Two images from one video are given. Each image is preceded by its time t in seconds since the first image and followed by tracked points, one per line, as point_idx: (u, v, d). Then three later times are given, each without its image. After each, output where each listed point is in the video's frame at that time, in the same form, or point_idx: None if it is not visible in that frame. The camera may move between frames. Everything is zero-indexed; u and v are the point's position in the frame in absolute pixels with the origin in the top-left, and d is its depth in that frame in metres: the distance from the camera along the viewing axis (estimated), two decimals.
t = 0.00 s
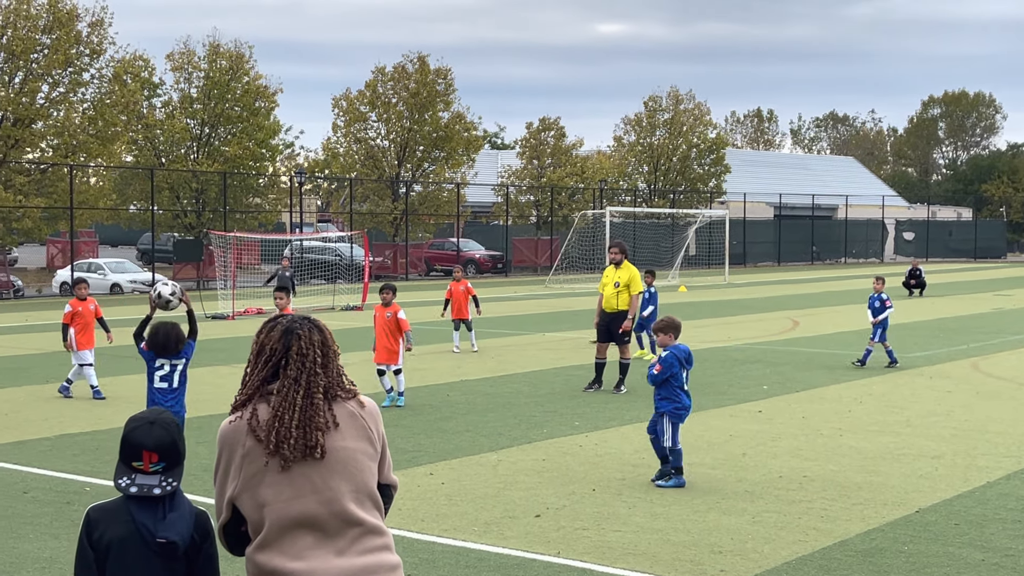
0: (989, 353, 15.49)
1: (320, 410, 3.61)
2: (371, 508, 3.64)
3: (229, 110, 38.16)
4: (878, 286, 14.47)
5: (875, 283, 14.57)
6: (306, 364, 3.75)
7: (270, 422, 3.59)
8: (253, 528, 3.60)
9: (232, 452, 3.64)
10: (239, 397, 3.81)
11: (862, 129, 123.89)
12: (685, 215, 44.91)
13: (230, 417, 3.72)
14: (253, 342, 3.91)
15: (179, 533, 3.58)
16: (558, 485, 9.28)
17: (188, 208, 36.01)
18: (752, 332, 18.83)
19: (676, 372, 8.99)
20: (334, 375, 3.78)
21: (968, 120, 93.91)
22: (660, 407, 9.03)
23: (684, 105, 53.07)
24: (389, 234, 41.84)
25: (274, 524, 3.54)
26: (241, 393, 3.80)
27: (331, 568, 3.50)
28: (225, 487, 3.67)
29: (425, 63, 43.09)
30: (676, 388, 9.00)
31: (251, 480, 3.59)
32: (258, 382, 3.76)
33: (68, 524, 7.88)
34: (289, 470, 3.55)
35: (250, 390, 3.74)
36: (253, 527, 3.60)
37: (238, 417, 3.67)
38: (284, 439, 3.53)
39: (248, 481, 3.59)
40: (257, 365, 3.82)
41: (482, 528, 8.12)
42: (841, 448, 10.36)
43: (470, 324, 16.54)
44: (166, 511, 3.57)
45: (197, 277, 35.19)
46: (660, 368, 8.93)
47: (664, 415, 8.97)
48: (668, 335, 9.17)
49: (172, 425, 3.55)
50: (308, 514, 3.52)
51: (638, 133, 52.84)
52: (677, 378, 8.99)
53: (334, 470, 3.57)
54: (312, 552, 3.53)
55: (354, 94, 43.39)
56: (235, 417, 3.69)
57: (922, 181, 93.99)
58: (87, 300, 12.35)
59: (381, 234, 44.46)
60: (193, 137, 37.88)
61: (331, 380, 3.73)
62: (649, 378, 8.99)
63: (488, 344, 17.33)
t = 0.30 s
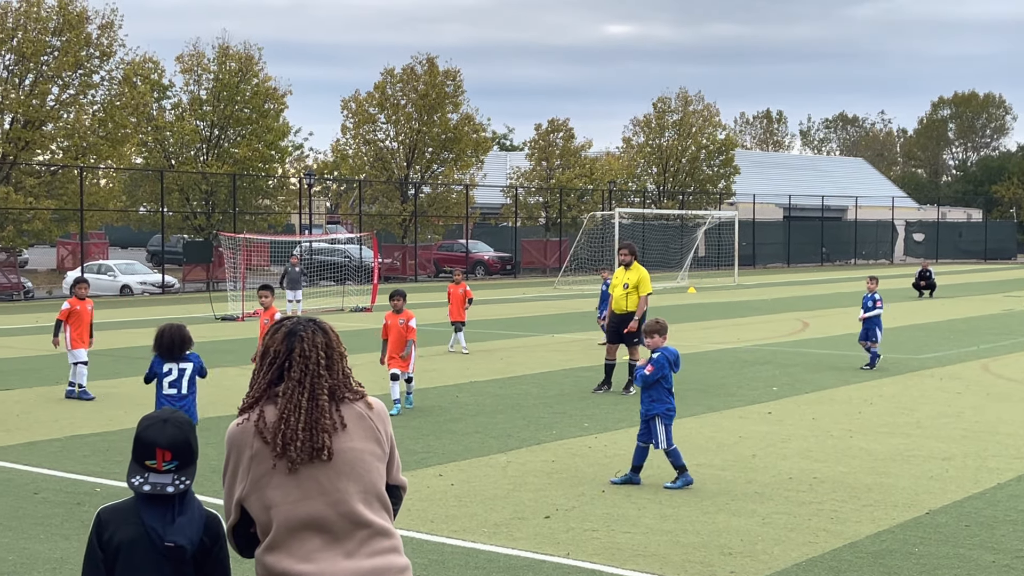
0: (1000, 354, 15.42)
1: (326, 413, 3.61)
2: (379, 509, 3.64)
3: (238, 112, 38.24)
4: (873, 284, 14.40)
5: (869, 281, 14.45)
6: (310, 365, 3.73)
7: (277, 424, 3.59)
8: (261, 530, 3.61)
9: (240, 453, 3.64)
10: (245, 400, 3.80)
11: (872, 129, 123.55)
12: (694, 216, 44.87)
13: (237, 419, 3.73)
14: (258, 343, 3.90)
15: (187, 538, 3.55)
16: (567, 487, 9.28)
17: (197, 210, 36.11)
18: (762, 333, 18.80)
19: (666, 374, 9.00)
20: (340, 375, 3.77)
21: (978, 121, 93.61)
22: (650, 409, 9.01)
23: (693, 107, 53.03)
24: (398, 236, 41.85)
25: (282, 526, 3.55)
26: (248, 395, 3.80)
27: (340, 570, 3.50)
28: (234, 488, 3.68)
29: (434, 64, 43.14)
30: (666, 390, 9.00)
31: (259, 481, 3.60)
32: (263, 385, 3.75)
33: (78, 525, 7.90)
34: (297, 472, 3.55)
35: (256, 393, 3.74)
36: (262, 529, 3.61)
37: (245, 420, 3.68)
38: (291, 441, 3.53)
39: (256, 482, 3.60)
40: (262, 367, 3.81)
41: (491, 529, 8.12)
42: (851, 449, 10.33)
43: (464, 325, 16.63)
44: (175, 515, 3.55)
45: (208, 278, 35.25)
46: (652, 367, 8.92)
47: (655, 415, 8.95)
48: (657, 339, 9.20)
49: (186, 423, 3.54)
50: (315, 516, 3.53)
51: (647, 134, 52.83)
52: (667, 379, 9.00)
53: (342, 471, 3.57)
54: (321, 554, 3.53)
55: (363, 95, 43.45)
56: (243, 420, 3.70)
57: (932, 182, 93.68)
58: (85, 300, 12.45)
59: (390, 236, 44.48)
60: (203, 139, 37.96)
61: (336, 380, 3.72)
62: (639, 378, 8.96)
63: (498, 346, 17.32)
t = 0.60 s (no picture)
0: (1010, 356, 15.38)
1: (331, 414, 3.61)
2: (385, 511, 3.64)
3: (247, 114, 38.30)
4: (862, 288, 14.56)
5: (857, 286, 14.63)
6: (315, 367, 3.73)
7: (282, 425, 3.59)
8: (267, 532, 3.61)
9: (246, 455, 3.65)
10: (251, 401, 3.81)
11: (880, 130, 123.37)
12: (702, 219, 44.82)
13: (244, 421, 3.73)
14: (265, 345, 3.91)
15: (193, 545, 3.55)
16: (575, 489, 9.28)
17: (206, 212, 36.16)
18: (771, 335, 18.77)
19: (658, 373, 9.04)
20: (345, 377, 3.76)
21: (987, 123, 93.34)
22: (641, 407, 9.03)
23: (701, 109, 52.99)
24: (406, 238, 41.86)
25: (288, 527, 3.55)
26: (255, 396, 3.80)
27: (346, 571, 3.50)
28: (240, 490, 3.68)
29: (442, 67, 43.19)
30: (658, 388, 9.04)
31: (265, 483, 3.61)
32: (269, 386, 3.76)
33: (87, 526, 7.93)
34: (302, 474, 3.55)
35: (262, 394, 3.75)
36: (268, 530, 3.61)
37: (251, 421, 3.68)
38: (297, 443, 3.53)
39: (262, 484, 3.61)
40: (268, 368, 3.82)
41: (499, 532, 8.12)
42: (860, 452, 10.31)
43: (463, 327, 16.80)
44: (182, 520, 3.54)
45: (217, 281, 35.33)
46: (647, 366, 8.95)
47: (649, 414, 8.98)
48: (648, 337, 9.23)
49: (196, 424, 3.54)
50: (321, 518, 3.53)
51: (655, 136, 52.84)
52: (660, 378, 9.05)
53: (347, 473, 3.57)
54: (327, 555, 3.53)
55: (371, 98, 43.52)
56: (249, 421, 3.71)
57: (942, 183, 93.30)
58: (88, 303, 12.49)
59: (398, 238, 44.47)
60: (212, 142, 38.03)
61: (342, 382, 3.73)
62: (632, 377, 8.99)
63: (506, 348, 17.32)
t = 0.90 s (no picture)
0: (1018, 359, 15.34)
1: (336, 419, 3.61)
2: (390, 514, 3.63)
3: (255, 117, 38.35)
4: (852, 284, 14.56)
5: (848, 281, 14.63)
6: (319, 373, 3.73)
7: (287, 431, 3.59)
8: (272, 536, 3.61)
9: (251, 460, 3.65)
10: (255, 407, 3.81)
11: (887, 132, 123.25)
12: (710, 221, 44.80)
13: (248, 426, 3.73)
14: (268, 350, 3.90)
15: (197, 551, 3.54)
16: (583, 492, 9.27)
17: (214, 215, 36.22)
18: (780, 338, 18.75)
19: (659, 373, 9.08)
20: (349, 382, 3.76)
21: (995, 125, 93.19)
22: (644, 408, 9.03)
23: (709, 111, 52.97)
24: (414, 242, 41.83)
25: (293, 532, 3.54)
26: (259, 402, 3.80)
27: None
28: (245, 495, 3.68)
29: (449, 70, 43.23)
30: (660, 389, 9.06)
31: (270, 488, 3.60)
32: (273, 392, 3.75)
33: (95, 530, 7.93)
34: (307, 480, 3.55)
35: (266, 400, 3.75)
36: (273, 535, 3.61)
37: (256, 427, 3.68)
38: (301, 449, 3.53)
39: (267, 489, 3.61)
40: (272, 374, 3.82)
41: (507, 535, 8.11)
42: (868, 455, 10.30)
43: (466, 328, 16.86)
44: (186, 527, 3.53)
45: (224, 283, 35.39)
46: (650, 367, 8.99)
47: (651, 414, 8.97)
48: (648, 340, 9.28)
49: (202, 429, 3.55)
50: (326, 522, 3.52)
51: (662, 139, 52.86)
52: (662, 380, 9.09)
53: (352, 477, 3.56)
54: (332, 560, 3.52)
55: (378, 101, 43.59)
56: (253, 426, 3.70)
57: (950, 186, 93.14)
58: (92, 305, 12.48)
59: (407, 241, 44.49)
60: (220, 145, 38.11)
61: (346, 387, 3.73)
62: (635, 378, 9.00)
63: (514, 351, 17.32)
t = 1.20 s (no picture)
0: None
1: (343, 423, 3.61)
2: (398, 518, 3.62)
3: (263, 120, 38.39)
4: (848, 294, 14.47)
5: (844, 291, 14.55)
6: (327, 377, 3.72)
7: (294, 435, 3.59)
8: (281, 541, 3.60)
9: (258, 465, 3.65)
10: (263, 412, 3.81)
11: (894, 134, 123.09)
12: (718, 224, 44.76)
13: (255, 431, 3.73)
14: (275, 355, 3.90)
15: (205, 554, 3.54)
16: (591, 495, 9.26)
17: (222, 218, 36.26)
18: (788, 341, 18.73)
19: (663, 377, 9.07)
20: (357, 386, 3.76)
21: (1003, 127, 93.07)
22: (647, 411, 9.04)
23: (717, 114, 52.96)
24: (422, 244, 41.85)
25: (301, 537, 3.53)
26: (266, 406, 3.80)
27: None
28: (253, 500, 3.68)
29: (458, 73, 43.29)
30: (665, 392, 9.05)
31: (278, 492, 3.60)
32: (280, 396, 3.75)
33: (103, 533, 7.93)
34: (315, 484, 3.54)
35: (273, 404, 3.74)
36: (282, 539, 3.60)
37: (263, 431, 3.68)
38: (309, 453, 3.52)
39: (275, 493, 3.60)
40: (279, 378, 3.82)
41: (515, 538, 8.11)
42: (876, 458, 10.29)
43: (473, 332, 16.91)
44: (194, 530, 3.53)
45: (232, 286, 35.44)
46: (656, 371, 8.97)
47: (654, 417, 8.99)
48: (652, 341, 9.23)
49: (210, 432, 3.54)
50: (334, 526, 3.52)
51: (670, 142, 52.89)
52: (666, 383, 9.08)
53: (359, 481, 3.56)
54: (341, 564, 3.51)
55: (387, 104, 43.66)
56: (261, 431, 3.70)
57: (958, 188, 93.02)
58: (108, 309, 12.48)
59: (415, 244, 44.52)
60: (228, 147, 38.18)
61: (353, 392, 3.72)
62: (640, 383, 8.97)
63: (522, 354, 17.31)
